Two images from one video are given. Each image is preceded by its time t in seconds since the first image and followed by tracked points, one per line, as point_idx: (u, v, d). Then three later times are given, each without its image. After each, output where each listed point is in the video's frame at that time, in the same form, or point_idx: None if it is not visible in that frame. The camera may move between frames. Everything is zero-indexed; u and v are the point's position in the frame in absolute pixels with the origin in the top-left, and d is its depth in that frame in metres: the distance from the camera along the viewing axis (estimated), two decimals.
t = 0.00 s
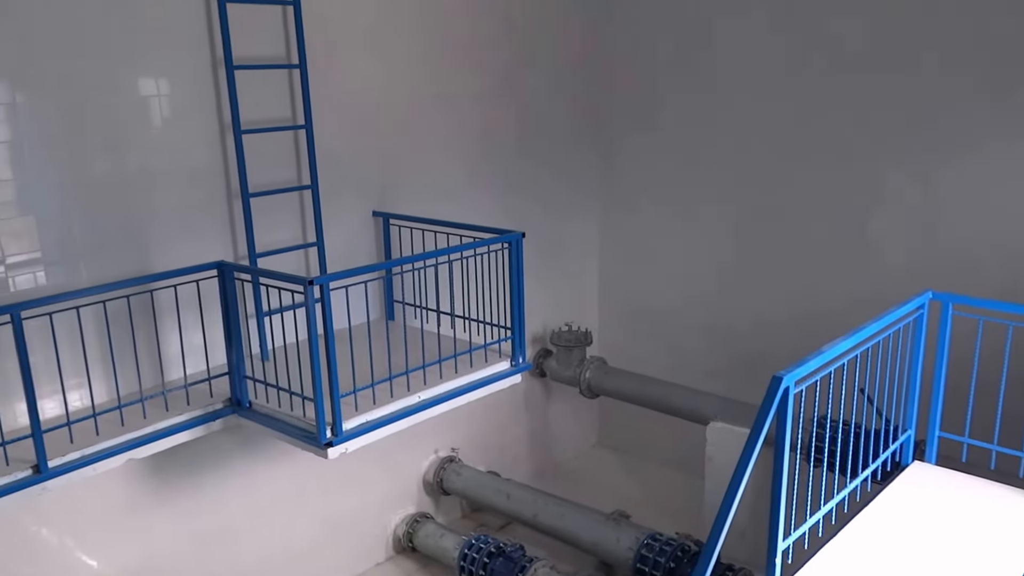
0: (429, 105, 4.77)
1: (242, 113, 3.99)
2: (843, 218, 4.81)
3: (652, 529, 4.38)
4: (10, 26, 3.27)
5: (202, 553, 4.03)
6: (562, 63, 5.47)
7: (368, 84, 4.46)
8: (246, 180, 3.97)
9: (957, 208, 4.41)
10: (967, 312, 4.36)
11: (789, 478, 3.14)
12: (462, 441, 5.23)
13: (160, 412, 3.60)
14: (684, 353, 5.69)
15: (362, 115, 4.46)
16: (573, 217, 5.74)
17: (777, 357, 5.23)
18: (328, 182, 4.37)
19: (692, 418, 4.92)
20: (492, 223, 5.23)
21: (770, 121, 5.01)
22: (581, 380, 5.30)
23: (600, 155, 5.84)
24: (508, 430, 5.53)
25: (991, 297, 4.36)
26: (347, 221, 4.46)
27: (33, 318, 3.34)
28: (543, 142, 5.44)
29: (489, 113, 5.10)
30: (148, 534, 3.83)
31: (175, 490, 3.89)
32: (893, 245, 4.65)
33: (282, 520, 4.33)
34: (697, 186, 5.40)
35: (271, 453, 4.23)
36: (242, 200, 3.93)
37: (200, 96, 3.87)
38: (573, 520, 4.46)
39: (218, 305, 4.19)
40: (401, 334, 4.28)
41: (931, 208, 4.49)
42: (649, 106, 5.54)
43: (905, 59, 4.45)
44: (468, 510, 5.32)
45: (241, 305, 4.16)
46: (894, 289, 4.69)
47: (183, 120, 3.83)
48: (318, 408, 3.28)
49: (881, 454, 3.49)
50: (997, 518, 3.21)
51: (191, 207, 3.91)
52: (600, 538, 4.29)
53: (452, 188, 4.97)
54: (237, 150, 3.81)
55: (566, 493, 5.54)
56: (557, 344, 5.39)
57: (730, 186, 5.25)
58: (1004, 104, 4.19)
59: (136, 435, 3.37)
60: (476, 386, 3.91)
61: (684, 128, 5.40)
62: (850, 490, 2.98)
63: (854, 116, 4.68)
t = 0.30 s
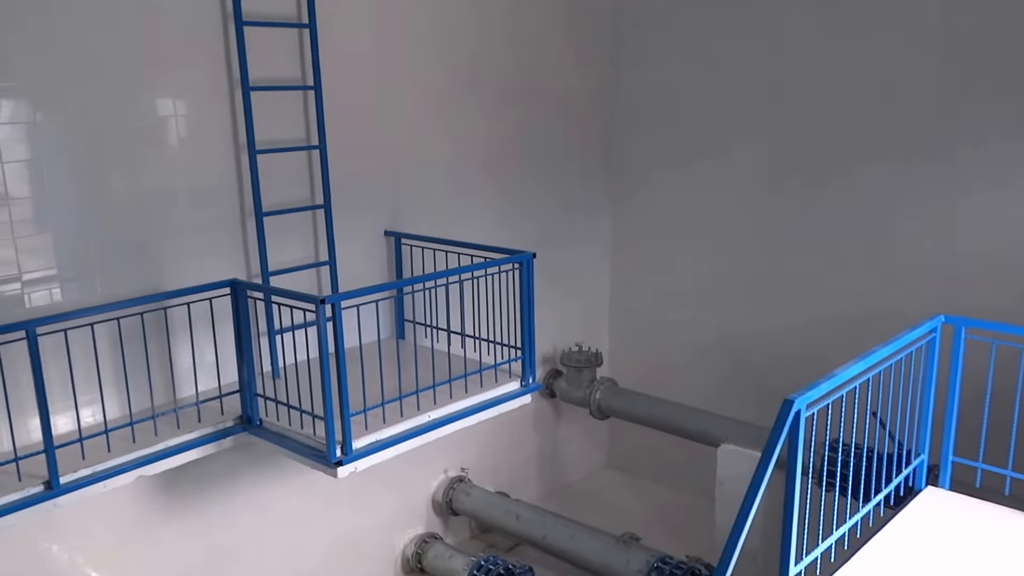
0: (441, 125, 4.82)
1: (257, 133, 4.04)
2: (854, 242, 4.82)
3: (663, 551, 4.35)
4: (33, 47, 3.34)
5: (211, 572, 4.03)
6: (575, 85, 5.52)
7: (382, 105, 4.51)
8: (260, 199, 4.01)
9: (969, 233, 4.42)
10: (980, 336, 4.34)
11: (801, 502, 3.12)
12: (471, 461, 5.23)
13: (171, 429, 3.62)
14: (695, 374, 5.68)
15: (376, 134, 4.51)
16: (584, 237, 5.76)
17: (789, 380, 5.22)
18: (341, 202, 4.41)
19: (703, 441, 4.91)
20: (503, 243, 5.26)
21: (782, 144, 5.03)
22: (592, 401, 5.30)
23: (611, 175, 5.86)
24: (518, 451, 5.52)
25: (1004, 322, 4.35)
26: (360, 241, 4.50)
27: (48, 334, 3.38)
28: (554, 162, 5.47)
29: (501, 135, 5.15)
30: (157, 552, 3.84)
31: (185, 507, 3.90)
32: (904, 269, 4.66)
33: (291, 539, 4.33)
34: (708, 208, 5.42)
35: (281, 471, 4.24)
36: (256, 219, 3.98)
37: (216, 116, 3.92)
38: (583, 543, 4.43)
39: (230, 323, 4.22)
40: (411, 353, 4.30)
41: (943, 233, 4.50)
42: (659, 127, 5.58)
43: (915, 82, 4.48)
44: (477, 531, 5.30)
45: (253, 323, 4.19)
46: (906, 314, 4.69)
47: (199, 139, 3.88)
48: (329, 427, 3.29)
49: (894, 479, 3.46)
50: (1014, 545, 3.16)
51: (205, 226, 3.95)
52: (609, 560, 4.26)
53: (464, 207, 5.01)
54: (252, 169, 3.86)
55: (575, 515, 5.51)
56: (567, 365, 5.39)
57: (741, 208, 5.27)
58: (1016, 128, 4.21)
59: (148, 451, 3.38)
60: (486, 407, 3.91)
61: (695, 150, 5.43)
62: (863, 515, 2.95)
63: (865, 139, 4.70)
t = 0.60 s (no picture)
0: (452, 146, 4.86)
1: (270, 152, 4.08)
2: (865, 263, 4.82)
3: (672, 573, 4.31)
4: (52, 68, 3.40)
5: None
6: (585, 105, 5.56)
7: (394, 126, 4.56)
8: (272, 218, 4.05)
9: (981, 254, 4.42)
10: (992, 359, 4.32)
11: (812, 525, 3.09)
12: (480, 481, 5.22)
13: (181, 446, 3.63)
14: (705, 394, 5.67)
15: (388, 155, 4.55)
16: (594, 257, 5.78)
17: (799, 402, 5.20)
18: (353, 222, 4.45)
19: (713, 462, 4.88)
20: (513, 262, 5.28)
21: (793, 165, 5.05)
22: (601, 421, 5.29)
23: (621, 195, 5.88)
24: (527, 470, 5.50)
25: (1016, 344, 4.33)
26: (372, 260, 4.54)
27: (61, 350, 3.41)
28: (565, 182, 5.50)
29: (512, 154, 5.18)
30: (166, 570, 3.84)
31: (194, 525, 3.91)
32: (915, 290, 4.66)
33: (300, 558, 4.33)
34: (718, 228, 5.43)
35: (290, 490, 4.24)
36: (268, 237, 4.01)
37: (230, 135, 3.97)
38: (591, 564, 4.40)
39: (241, 340, 4.24)
40: (421, 372, 4.31)
41: (954, 254, 4.50)
42: (669, 147, 5.60)
43: (924, 103, 4.50)
44: (485, 552, 5.27)
45: (264, 341, 4.21)
46: (917, 335, 4.68)
47: (213, 158, 3.93)
48: (338, 445, 3.29)
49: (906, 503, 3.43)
50: None
51: (218, 243, 3.99)
52: None
53: (474, 227, 5.04)
54: (265, 188, 3.90)
55: (584, 536, 5.48)
56: (577, 385, 5.39)
57: (751, 229, 5.28)
58: None
59: (158, 468, 3.39)
60: (495, 426, 3.91)
61: (705, 170, 5.46)
62: (875, 539, 2.92)
63: (874, 161, 4.71)
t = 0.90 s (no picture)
0: (462, 165, 4.90)
1: (281, 171, 4.13)
2: (874, 284, 4.82)
3: None
4: (68, 87, 3.45)
5: None
6: (594, 125, 5.59)
7: (405, 146, 4.60)
8: (283, 236, 4.08)
9: (990, 275, 4.41)
10: (1003, 380, 4.29)
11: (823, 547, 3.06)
12: (488, 500, 5.20)
13: (190, 463, 3.64)
14: (714, 414, 5.66)
15: (398, 174, 4.59)
16: (603, 275, 5.79)
17: (809, 423, 5.18)
18: (363, 240, 4.48)
19: (721, 483, 4.86)
20: (522, 281, 5.30)
21: (801, 185, 5.06)
22: (609, 440, 5.28)
23: (629, 213, 5.90)
24: (535, 490, 5.48)
25: None
26: (381, 279, 4.57)
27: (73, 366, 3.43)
28: (573, 201, 5.52)
29: (521, 174, 5.22)
30: None
31: (202, 543, 3.91)
32: (925, 311, 4.64)
33: None
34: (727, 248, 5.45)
35: (298, 508, 4.24)
36: (279, 255, 4.05)
37: (242, 154, 4.01)
38: None
39: (251, 357, 4.26)
40: (429, 390, 4.32)
41: (963, 275, 4.49)
42: (677, 166, 5.63)
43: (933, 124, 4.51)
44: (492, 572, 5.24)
45: (273, 358, 4.23)
46: (927, 357, 4.66)
47: (226, 177, 3.97)
48: (346, 463, 3.29)
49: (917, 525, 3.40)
50: None
51: (229, 261, 4.03)
52: None
53: (483, 246, 5.07)
54: (276, 206, 3.94)
55: (592, 556, 5.45)
56: (585, 404, 5.38)
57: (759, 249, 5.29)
58: None
59: (167, 485, 3.40)
60: (503, 445, 3.90)
61: (713, 191, 5.48)
62: (886, 562, 2.89)
63: (883, 181, 4.72)
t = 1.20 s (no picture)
0: (471, 182, 4.93)
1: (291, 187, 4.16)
2: (882, 302, 4.82)
3: None
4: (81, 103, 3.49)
5: None
6: (603, 142, 5.63)
7: (415, 163, 4.64)
8: (292, 252, 4.11)
9: (998, 293, 4.41)
10: (1012, 398, 4.28)
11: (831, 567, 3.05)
12: (495, 517, 5.19)
13: (198, 478, 3.65)
14: (722, 432, 5.65)
15: (408, 192, 4.63)
16: (611, 292, 5.80)
17: (818, 441, 5.17)
18: (373, 257, 4.50)
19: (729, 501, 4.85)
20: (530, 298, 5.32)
21: (809, 203, 5.08)
22: (617, 458, 5.28)
23: (637, 230, 5.92)
24: (543, 506, 5.48)
25: None
26: (391, 295, 4.59)
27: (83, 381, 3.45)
28: (582, 218, 5.55)
29: (530, 191, 5.25)
30: None
31: (210, 559, 3.91)
32: (933, 328, 4.64)
33: None
34: (734, 266, 5.46)
35: (306, 525, 4.24)
36: (288, 271, 4.07)
37: (253, 170, 4.05)
38: None
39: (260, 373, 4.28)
40: (437, 406, 4.33)
41: (971, 293, 4.49)
42: (685, 183, 5.66)
43: (940, 143, 4.53)
44: None
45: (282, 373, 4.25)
46: (936, 374, 4.65)
47: (236, 193, 4.00)
48: (354, 479, 3.30)
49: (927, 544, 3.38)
50: None
51: (239, 277, 4.05)
52: None
53: (492, 263, 5.09)
54: (286, 222, 3.97)
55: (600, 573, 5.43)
56: (593, 422, 5.37)
57: (767, 267, 5.31)
58: None
59: (175, 500, 3.41)
60: (510, 462, 3.90)
61: (721, 208, 5.50)
62: None
63: (890, 199, 4.74)
